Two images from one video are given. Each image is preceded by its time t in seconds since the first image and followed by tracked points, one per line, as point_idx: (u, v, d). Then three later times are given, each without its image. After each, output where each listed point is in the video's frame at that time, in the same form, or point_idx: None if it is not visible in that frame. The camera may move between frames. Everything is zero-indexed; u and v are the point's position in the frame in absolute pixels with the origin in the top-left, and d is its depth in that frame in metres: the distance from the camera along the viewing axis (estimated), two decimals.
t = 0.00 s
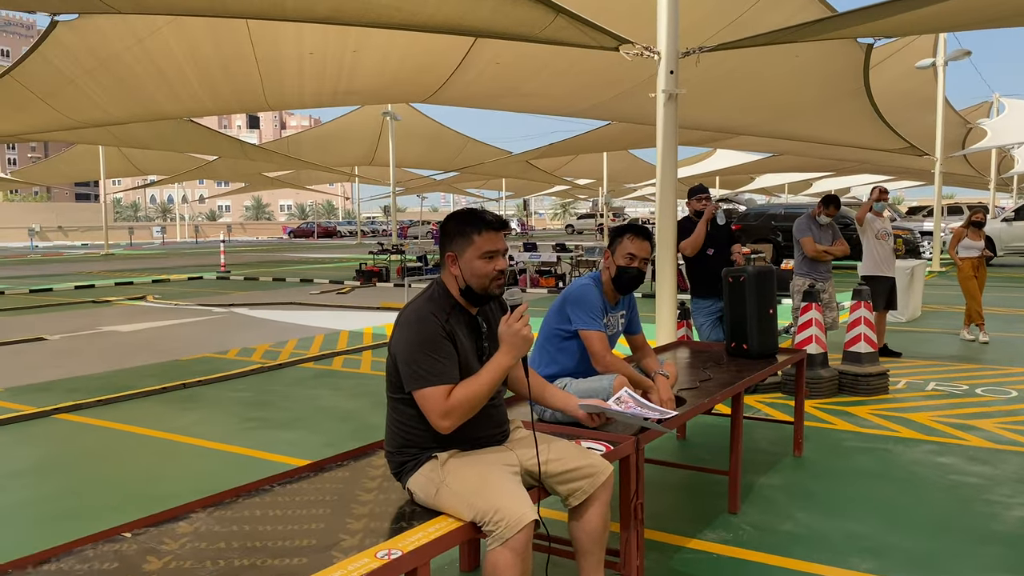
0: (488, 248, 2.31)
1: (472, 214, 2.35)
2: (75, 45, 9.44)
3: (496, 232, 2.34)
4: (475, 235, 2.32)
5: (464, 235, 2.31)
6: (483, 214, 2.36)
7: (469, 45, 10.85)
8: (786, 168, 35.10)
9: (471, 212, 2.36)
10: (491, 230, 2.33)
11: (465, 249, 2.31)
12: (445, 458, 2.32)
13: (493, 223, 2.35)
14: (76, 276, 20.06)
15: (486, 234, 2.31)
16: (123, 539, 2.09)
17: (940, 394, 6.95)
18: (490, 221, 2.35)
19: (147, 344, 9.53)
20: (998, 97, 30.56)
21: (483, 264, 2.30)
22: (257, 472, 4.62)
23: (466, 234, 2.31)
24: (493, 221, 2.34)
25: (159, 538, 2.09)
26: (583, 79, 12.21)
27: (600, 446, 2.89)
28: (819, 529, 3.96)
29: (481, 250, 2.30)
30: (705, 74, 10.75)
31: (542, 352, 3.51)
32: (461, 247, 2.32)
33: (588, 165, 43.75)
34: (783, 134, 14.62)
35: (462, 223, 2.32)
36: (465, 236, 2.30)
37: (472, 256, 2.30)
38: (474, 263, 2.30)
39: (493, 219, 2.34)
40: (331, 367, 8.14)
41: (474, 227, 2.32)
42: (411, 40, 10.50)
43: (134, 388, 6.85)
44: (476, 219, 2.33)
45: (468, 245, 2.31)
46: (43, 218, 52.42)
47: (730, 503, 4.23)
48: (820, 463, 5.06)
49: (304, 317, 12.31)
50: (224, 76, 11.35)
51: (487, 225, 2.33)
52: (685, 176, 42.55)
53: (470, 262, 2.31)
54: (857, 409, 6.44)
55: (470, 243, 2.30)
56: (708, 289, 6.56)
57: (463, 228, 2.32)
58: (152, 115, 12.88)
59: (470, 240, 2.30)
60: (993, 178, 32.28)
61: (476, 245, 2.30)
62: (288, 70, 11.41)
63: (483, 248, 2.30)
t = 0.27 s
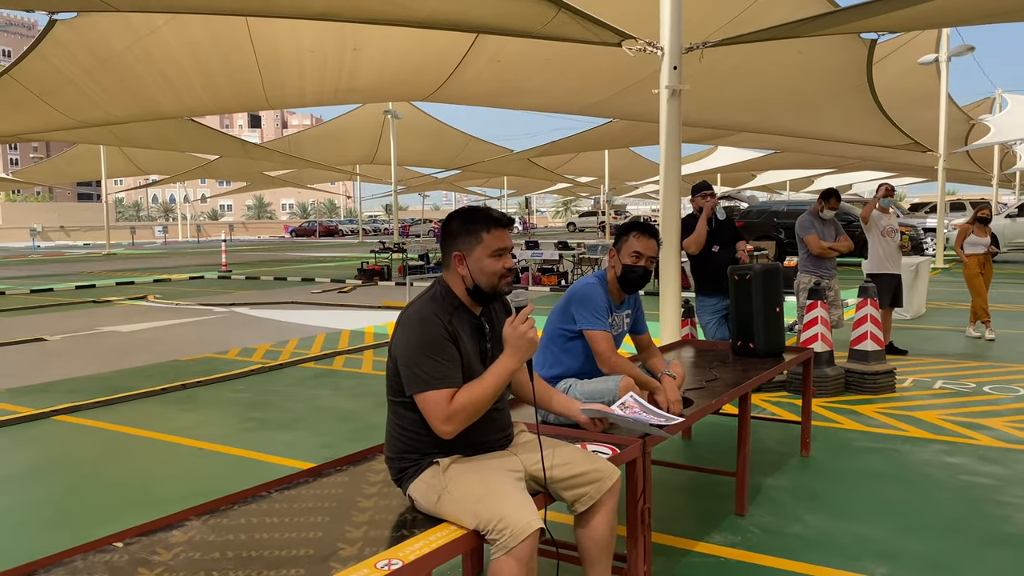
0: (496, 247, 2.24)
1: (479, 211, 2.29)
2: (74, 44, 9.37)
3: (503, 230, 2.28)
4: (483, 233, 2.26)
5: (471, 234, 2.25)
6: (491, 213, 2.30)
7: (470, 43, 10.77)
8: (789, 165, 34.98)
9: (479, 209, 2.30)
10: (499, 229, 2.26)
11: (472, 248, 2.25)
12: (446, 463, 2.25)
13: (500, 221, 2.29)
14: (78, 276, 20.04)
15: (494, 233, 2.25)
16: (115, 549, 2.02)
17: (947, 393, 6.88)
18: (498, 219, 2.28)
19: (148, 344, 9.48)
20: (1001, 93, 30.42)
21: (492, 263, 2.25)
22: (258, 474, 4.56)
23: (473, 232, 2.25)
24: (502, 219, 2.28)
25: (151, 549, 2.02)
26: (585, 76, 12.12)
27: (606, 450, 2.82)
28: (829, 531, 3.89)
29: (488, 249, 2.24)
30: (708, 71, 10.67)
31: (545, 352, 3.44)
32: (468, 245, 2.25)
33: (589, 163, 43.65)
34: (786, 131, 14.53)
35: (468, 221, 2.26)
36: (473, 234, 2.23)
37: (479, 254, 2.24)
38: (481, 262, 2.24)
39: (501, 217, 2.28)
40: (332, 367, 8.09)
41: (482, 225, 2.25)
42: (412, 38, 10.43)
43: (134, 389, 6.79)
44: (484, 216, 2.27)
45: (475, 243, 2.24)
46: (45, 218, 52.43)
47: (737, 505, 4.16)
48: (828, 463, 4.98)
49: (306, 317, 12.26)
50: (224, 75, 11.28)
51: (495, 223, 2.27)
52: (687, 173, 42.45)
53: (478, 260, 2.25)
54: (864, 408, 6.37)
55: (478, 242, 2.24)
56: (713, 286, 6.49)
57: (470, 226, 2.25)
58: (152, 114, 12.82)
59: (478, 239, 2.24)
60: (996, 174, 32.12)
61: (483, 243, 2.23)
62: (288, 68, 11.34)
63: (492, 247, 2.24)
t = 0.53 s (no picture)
0: (498, 239, 2.17)
1: (480, 203, 2.21)
2: (70, 39, 9.26)
3: (505, 222, 2.21)
4: (484, 225, 2.19)
5: (473, 225, 2.18)
6: (492, 204, 2.23)
7: (471, 37, 10.66)
8: (790, 159, 34.87)
9: (480, 201, 2.23)
10: (501, 221, 2.19)
11: (473, 240, 2.17)
12: (446, 463, 2.18)
13: (501, 213, 2.22)
14: (77, 273, 19.96)
15: (495, 224, 2.18)
16: (101, 553, 1.94)
17: (953, 388, 6.80)
18: (500, 211, 2.21)
19: (146, 341, 9.40)
20: (1002, 86, 30.34)
21: (493, 255, 2.17)
22: (255, 473, 4.49)
23: (474, 224, 2.17)
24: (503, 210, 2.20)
25: (140, 553, 1.95)
26: (586, 70, 12.02)
27: (609, 448, 2.75)
28: (838, 530, 3.81)
29: (490, 241, 2.16)
30: (709, 64, 10.57)
31: (546, 349, 3.37)
32: (469, 238, 2.18)
33: (590, 159, 43.56)
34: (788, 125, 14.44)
35: (468, 212, 2.19)
36: (474, 226, 2.16)
37: (480, 246, 2.17)
38: (483, 255, 2.16)
39: (502, 209, 2.21)
40: (331, 364, 8.02)
41: (484, 217, 2.18)
42: (411, 32, 10.33)
43: (130, 387, 6.72)
44: (486, 208, 2.20)
45: (476, 236, 2.17)
46: (44, 215, 52.29)
47: (742, 504, 4.09)
48: (834, 460, 4.91)
49: (306, 313, 12.18)
50: (222, 71, 11.17)
51: (496, 214, 2.20)
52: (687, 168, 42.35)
53: (479, 253, 2.17)
54: (869, 403, 6.29)
55: (478, 234, 2.17)
56: (717, 281, 6.41)
57: (471, 218, 2.18)
58: (149, 110, 12.73)
59: (479, 230, 2.17)
60: (998, 167, 32.04)
61: (485, 235, 2.16)
62: (286, 64, 11.23)
63: (493, 239, 2.17)
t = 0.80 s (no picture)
0: (492, 230, 2.09)
1: (474, 193, 2.14)
2: (68, 31, 9.16)
3: (499, 213, 2.13)
4: (478, 216, 2.11)
5: (466, 217, 2.10)
6: (487, 194, 2.15)
7: (472, 30, 10.57)
8: (792, 153, 34.73)
9: (475, 191, 2.15)
10: (496, 211, 2.12)
11: (467, 232, 2.10)
12: (444, 463, 2.11)
13: (496, 203, 2.14)
14: (77, 269, 19.90)
15: (489, 214, 2.10)
16: (89, 556, 1.86)
17: (960, 383, 6.72)
18: (495, 201, 2.13)
19: (145, 337, 9.33)
20: (1007, 80, 30.17)
21: (487, 247, 2.10)
22: (253, 471, 4.42)
23: (468, 215, 2.10)
24: (496, 200, 2.13)
25: (130, 556, 1.86)
26: (589, 63, 11.92)
27: (612, 446, 2.68)
28: (847, 529, 3.74)
29: (483, 232, 2.09)
30: (713, 56, 10.46)
31: (548, 346, 3.29)
32: (464, 229, 2.11)
33: (592, 153, 43.43)
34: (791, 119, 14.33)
35: (462, 203, 2.12)
36: (468, 217, 2.08)
37: (473, 238, 2.09)
38: (477, 247, 2.09)
39: (496, 199, 2.13)
40: (332, 360, 7.95)
41: (477, 207, 2.10)
42: (412, 25, 10.24)
43: (128, 383, 6.65)
44: (480, 198, 2.12)
45: (470, 227, 2.10)
46: (45, 211, 52.25)
47: (748, 502, 4.02)
48: (841, 457, 4.84)
49: (307, 309, 12.11)
50: (222, 65, 11.09)
51: (491, 204, 2.12)
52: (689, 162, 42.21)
53: (473, 245, 2.10)
54: (876, 399, 6.22)
55: (473, 225, 2.09)
56: (720, 275, 6.32)
57: (465, 209, 2.11)
58: (149, 105, 12.65)
59: (472, 221, 2.09)
60: (1002, 161, 31.88)
61: (479, 227, 2.08)
62: (286, 57, 11.12)
63: (487, 230, 2.09)
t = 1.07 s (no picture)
0: (489, 226, 2.05)
1: (471, 188, 2.09)
2: (71, 25, 9.13)
3: (497, 209, 2.08)
4: (475, 210, 2.07)
5: (462, 211, 2.05)
6: (484, 188, 2.10)
7: (477, 24, 10.51)
8: (800, 148, 34.55)
9: (471, 185, 2.11)
10: (493, 206, 2.07)
11: (463, 227, 2.05)
12: (438, 464, 2.06)
13: (494, 198, 2.09)
14: (84, 263, 19.97)
15: (486, 210, 2.05)
16: (74, 559, 1.82)
17: (969, 380, 6.64)
18: (493, 196, 2.09)
19: (150, 332, 9.33)
20: (1018, 73, 29.91)
21: (483, 243, 2.05)
22: (252, 467, 4.40)
23: (465, 210, 2.05)
24: (494, 195, 2.08)
25: (115, 559, 1.82)
26: (594, 57, 11.83)
27: (614, 447, 2.65)
28: (852, 529, 3.69)
29: (480, 229, 2.04)
30: (719, 49, 10.36)
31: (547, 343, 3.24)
32: (460, 224, 2.06)
33: (599, 147, 43.31)
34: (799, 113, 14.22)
35: (460, 198, 2.07)
36: (463, 212, 2.04)
37: (469, 234, 2.04)
38: (473, 243, 2.04)
39: (494, 194, 2.08)
40: (335, 355, 7.93)
41: (473, 201, 2.06)
42: (416, 20, 10.19)
43: (130, 378, 6.64)
44: (476, 193, 2.08)
45: (467, 223, 2.05)
46: (53, 205, 52.47)
47: (752, 502, 3.97)
48: (847, 456, 4.77)
49: (311, 303, 12.10)
50: (226, 60, 11.06)
51: (488, 199, 2.08)
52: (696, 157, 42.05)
53: (469, 241, 2.05)
54: (883, 396, 6.14)
55: (469, 220, 2.04)
56: (725, 271, 6.25)
57: (461, 203, 2.06)
58: (154, 100, 12.65)
59: (469, 217, 2.04)
60: (1012, 156, 31.64)
61: (475, 222, 2.04)
62: (291, 51, 11.07)
63: (483, 226, 2.04)
